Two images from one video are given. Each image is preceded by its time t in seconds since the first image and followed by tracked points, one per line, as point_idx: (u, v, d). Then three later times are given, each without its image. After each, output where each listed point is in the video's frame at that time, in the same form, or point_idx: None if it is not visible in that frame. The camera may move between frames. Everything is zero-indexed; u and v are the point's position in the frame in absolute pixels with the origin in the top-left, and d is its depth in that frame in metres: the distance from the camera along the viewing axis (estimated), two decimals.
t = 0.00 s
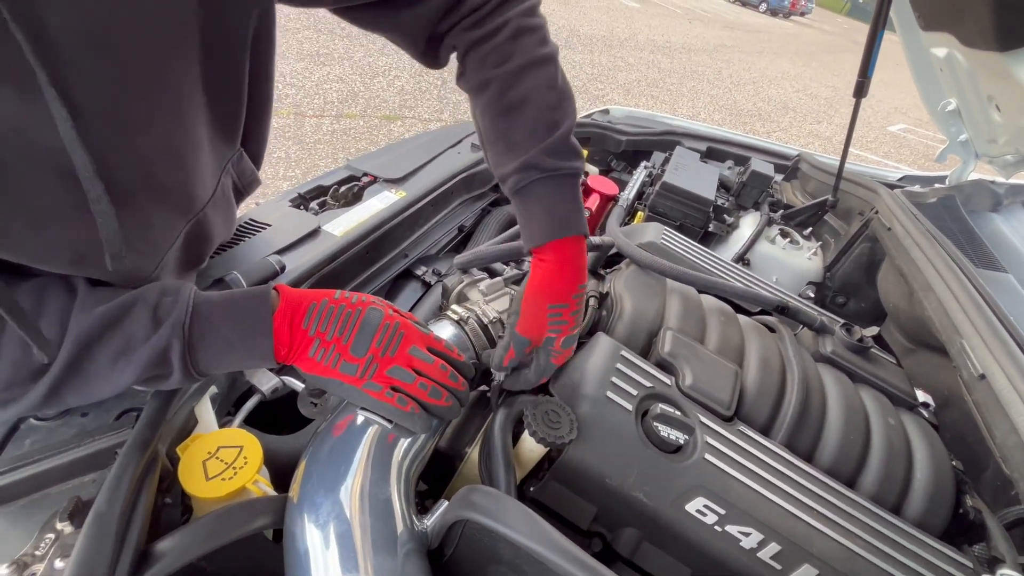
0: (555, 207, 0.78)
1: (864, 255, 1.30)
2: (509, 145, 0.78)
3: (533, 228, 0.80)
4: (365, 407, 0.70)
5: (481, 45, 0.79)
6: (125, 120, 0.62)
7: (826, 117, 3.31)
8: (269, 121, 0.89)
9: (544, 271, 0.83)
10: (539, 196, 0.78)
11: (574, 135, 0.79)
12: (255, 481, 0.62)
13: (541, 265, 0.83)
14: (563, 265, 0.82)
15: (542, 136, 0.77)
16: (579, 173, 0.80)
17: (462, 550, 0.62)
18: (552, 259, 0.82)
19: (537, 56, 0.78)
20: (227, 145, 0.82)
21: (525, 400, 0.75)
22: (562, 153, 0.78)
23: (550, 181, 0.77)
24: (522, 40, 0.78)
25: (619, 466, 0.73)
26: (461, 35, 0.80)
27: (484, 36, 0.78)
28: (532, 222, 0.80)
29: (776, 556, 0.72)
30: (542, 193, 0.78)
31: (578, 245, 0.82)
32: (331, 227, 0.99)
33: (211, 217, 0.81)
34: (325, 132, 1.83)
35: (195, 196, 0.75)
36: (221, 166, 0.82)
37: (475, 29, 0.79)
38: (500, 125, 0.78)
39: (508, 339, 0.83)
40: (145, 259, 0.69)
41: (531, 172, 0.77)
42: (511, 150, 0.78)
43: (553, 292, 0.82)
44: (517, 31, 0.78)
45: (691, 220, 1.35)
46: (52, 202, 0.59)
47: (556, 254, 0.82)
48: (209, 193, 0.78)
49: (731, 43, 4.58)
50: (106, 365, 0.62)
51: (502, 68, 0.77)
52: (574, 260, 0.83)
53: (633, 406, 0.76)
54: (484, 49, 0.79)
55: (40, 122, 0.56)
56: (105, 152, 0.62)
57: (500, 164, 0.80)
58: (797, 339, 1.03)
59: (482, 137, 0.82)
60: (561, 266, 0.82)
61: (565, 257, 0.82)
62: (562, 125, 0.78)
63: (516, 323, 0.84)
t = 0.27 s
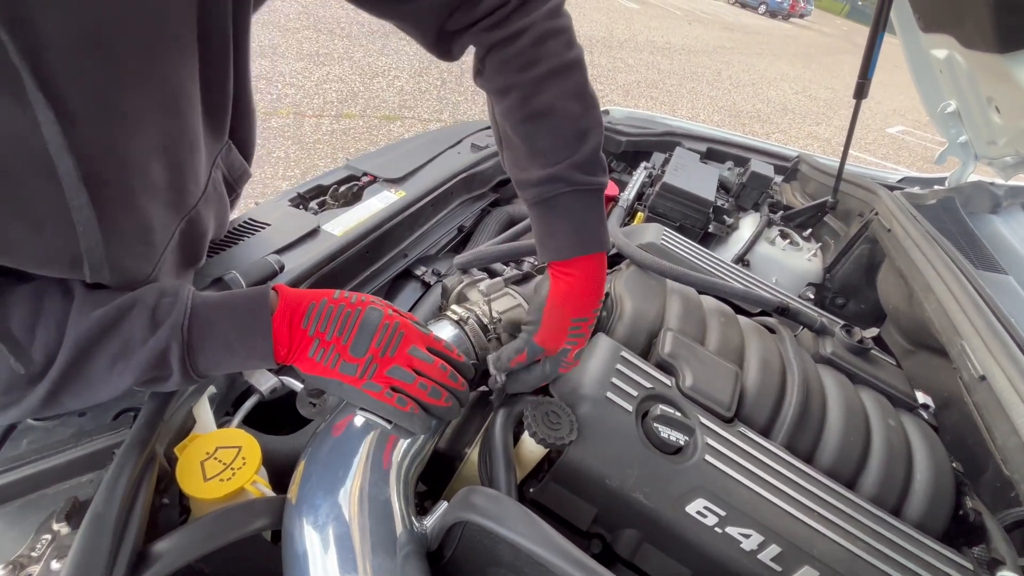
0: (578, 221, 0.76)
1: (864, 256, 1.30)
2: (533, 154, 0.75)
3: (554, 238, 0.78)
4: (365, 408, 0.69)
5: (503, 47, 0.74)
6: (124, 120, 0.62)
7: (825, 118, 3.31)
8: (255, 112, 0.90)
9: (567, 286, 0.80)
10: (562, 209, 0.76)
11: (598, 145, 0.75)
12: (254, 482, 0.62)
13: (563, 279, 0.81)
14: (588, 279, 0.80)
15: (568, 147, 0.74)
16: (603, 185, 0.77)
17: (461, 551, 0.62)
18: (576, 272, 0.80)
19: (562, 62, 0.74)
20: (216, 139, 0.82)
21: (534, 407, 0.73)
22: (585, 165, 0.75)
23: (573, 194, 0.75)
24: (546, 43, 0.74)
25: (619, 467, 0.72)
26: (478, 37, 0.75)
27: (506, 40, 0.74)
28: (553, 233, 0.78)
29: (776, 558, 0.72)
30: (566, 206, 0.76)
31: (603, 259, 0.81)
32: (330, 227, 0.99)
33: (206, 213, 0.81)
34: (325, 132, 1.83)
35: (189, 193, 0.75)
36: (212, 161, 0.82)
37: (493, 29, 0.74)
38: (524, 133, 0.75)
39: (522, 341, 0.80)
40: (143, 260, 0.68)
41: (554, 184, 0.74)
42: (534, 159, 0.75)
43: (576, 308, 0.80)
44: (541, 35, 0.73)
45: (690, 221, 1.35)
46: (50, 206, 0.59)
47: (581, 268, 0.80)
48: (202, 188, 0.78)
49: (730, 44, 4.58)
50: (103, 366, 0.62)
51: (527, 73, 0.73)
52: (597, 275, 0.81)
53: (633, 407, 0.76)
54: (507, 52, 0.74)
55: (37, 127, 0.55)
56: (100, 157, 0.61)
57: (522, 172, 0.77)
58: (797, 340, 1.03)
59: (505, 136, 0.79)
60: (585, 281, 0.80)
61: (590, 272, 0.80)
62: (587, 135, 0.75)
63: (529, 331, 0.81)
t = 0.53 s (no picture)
0: (567, 207, 0.80)
1: (862, 257, 1.30)
2: (522, 144, 0.79)
3: (545, 225, 0.81)
4: (365, 408, 0.70)
5: (492, 41, 0.78)
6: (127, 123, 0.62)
7: (823, 120, 3.32)
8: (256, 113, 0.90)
9: (562, 271, 0.84)
10: (551, 196, 0.80)
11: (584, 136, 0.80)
12: (252, 482, 0.62)
13: (558, 267, 0.85)
14: (581, 263, 0.84)
15: (556, 137, 0.78)
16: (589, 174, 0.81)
17: (461, 551, 0.62)
18: (571, 258, 0.84)
19: (550, 57, 0.78)
20: (216, 141, 0.82)
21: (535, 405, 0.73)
22: (573, 154, 0.79)
23: (562, 181, 0.79)
24: (535, 38, 0.78)
25: (618, 468, 0.72)
26: (469, 30, 0.78)
27: (496, 34, 0.78)
28: (543, 221, 0.81)
29: (774, 559, 0.72)
30: (555, 193, 0.79)
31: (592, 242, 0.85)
32: (330, 227, 0.99)
33: (207, 217, 0.81)
34: (324, 132, 1.83)
35: (191, 196, 0.75)
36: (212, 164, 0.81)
37: (484, 23, 0.78)
38: (512, 124, 0.78)
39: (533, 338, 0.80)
40: (147, 263, 0.68)
41: (544, 171, 0.78)
42: (523, 148, 0.79)
43: (575, 291, 0.84)
44: (529, 30, 0.78)
45: (689, 222, 1.35)
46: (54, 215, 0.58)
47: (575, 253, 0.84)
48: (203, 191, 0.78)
49: (729, 46, 4.58)
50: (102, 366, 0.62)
51: (515, 65, 0.77)
52: (589, 259, 0.85)
53: (632, 408, 0.76)
54: (498, 45, 0.78)
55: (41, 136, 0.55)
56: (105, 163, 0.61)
57: (510, 161, 0.80)
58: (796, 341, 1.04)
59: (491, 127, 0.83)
60: (578, 265, 0.84)
61: (583, 257, 0.85)
62: (574, 126, 0.79)
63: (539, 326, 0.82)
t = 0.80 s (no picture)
0: (536, 198, 0.80)
1: (861, 258, 1.30)
2: (490, 140, 0.80)
3: (516, 217, 0.80)
4: (364, 408, 0.70)
5: (464, 46, 0.82)
6: (145, 138, 0.62)
7: (822, 121, 3.32)
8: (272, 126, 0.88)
9: (538, 259, 0.83)
10: (520, 188, 0.79)
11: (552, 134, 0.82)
12: (251, 483, 0.62)
13: (535, 256, 0.84)
14: (558, 248, 0.83)
15: (524, 131, 0.80)
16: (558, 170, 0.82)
17: (460, 551, 0.62)
18: (547, 244, 0.83)
19: (518, 61, 0.82)
20: (235, 154, 0.81)
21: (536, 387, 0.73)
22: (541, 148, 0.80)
23: (530, 172, 0.79)
24: (504, 45, 0.82)
25: (616, 468, 0.72)
26: (446, 38, 0.82)
27: (468, 40, 0.81)
28: (514, 213, 0.80)
29: (773, 559, 0.72)
30: (524, 183, 0.79)
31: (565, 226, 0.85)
32: (329, 228, 0.99)
33: (217, 228, 0.82)
34: (323, 133, 1.83)
35: (204, 208, 0.75)
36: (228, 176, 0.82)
37: (459, 31, 0.81)
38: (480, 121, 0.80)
39: (528, 333, 0.80)
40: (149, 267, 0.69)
41: (513, 161, 0.78)
42: (491, 143, 0.80)
43: (558, 276, 0.82)
44: (499, 36, 0.82)
45: (688, 223, 1.35)
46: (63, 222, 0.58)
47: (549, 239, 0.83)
48: (217, 202, 0.79)
49: (728, 47, 4.59)
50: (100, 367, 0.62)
51: (484, 67, 0.81)
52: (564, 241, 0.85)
53: (630, 409, 0.76)
54: (469, 50, 0.81)
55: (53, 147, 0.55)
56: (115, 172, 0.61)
57: (478, 158, 0.81)
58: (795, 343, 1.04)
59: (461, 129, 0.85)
60: (555, 250, 0.83)
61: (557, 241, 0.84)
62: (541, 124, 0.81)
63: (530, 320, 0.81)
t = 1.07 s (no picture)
0: (497, 204, 0.81)
1: (860, 258, 1.30)
2: (452, 152, 0.84)
3: (477, 224, 0.82)
4: (362, 408, 0.70)
5: (432, 63, 0.86)
6: (155, 145, 0.62)
7: (822, 121, 3.32)
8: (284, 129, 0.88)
9: (494, 269, 0.83)
10: (481, 196, 0.81)
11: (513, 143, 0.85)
12: (251, 482, 0.62)
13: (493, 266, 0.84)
14: (515, 255, 0.83)
15: (483, 140, 0.83)
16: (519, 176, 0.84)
17: (461, 552, 0.62)
18: (501, 254, 0.83)
19: (483, 78, 0.87)
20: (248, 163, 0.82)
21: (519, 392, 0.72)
22: (501, 156, 0.83)
23: (490, 180, 0.81)
24: (471, 63, 0.87)
25: (615, 468, 0.72)
26: (421, 54, 0.87)
27: (438, 58, 0.86)
28: (475, 220, 0.82)
29: (772, 559, 0.72)
30: (485, 192, 0.81)
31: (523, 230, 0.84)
32: (328, 228, 0.99)
33: (225, 233, 0.83)
34: (323, 133, 1.83)
35: (214, 213, 0.76)
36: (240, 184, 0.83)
37: (431, 49, 0.86)
38: (443, 134, 0.84)
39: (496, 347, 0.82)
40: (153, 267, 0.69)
41: (471, 169, 0.81)
42: (453, 155, 0.84)
43: (514, 281, 0.82)
44: (466, 55, 0.87)
45: (687, 223, 1.35)
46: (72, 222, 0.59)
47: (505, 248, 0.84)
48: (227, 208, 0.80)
49: (727, 47, 4.59)
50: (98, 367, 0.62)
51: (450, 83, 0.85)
52: (521, 247, 0.84)
53: (629, 409, 0.76)
54: (438, 66, 0.86)
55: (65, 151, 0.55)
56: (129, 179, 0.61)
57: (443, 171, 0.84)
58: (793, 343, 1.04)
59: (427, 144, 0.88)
60: (513, 258, 0.83)
61: (513, 248, 0.84)
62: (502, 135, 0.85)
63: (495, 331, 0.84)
